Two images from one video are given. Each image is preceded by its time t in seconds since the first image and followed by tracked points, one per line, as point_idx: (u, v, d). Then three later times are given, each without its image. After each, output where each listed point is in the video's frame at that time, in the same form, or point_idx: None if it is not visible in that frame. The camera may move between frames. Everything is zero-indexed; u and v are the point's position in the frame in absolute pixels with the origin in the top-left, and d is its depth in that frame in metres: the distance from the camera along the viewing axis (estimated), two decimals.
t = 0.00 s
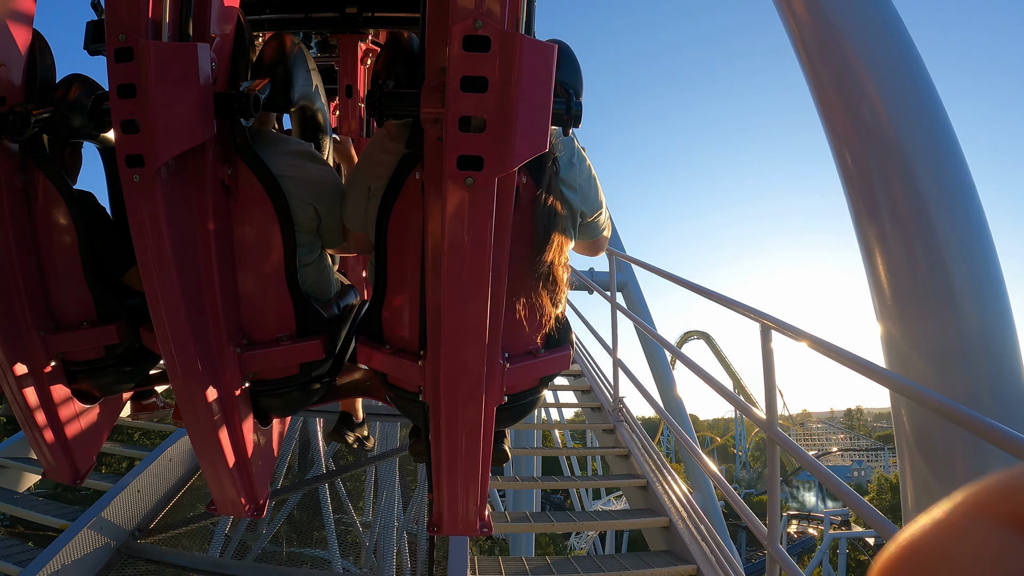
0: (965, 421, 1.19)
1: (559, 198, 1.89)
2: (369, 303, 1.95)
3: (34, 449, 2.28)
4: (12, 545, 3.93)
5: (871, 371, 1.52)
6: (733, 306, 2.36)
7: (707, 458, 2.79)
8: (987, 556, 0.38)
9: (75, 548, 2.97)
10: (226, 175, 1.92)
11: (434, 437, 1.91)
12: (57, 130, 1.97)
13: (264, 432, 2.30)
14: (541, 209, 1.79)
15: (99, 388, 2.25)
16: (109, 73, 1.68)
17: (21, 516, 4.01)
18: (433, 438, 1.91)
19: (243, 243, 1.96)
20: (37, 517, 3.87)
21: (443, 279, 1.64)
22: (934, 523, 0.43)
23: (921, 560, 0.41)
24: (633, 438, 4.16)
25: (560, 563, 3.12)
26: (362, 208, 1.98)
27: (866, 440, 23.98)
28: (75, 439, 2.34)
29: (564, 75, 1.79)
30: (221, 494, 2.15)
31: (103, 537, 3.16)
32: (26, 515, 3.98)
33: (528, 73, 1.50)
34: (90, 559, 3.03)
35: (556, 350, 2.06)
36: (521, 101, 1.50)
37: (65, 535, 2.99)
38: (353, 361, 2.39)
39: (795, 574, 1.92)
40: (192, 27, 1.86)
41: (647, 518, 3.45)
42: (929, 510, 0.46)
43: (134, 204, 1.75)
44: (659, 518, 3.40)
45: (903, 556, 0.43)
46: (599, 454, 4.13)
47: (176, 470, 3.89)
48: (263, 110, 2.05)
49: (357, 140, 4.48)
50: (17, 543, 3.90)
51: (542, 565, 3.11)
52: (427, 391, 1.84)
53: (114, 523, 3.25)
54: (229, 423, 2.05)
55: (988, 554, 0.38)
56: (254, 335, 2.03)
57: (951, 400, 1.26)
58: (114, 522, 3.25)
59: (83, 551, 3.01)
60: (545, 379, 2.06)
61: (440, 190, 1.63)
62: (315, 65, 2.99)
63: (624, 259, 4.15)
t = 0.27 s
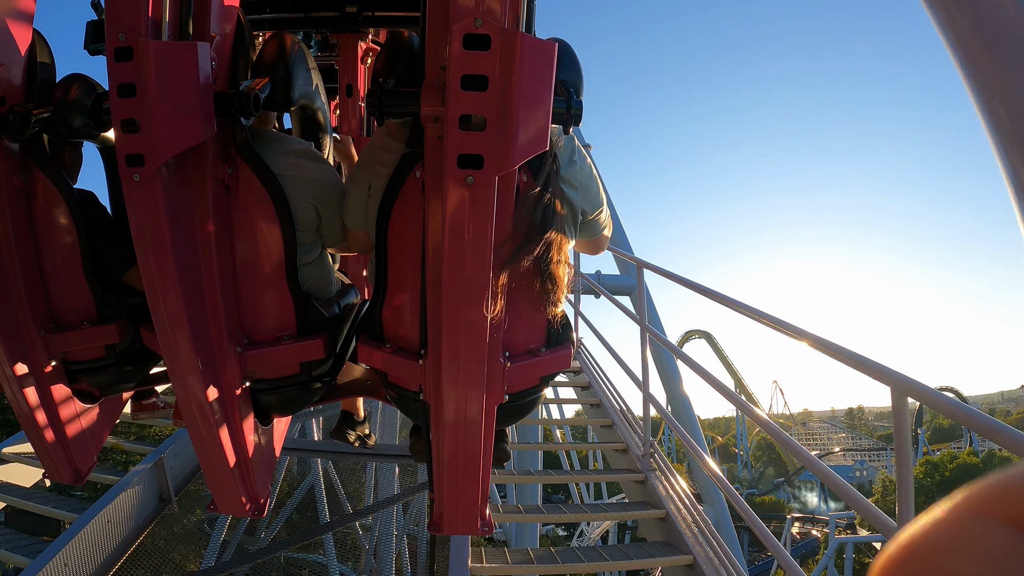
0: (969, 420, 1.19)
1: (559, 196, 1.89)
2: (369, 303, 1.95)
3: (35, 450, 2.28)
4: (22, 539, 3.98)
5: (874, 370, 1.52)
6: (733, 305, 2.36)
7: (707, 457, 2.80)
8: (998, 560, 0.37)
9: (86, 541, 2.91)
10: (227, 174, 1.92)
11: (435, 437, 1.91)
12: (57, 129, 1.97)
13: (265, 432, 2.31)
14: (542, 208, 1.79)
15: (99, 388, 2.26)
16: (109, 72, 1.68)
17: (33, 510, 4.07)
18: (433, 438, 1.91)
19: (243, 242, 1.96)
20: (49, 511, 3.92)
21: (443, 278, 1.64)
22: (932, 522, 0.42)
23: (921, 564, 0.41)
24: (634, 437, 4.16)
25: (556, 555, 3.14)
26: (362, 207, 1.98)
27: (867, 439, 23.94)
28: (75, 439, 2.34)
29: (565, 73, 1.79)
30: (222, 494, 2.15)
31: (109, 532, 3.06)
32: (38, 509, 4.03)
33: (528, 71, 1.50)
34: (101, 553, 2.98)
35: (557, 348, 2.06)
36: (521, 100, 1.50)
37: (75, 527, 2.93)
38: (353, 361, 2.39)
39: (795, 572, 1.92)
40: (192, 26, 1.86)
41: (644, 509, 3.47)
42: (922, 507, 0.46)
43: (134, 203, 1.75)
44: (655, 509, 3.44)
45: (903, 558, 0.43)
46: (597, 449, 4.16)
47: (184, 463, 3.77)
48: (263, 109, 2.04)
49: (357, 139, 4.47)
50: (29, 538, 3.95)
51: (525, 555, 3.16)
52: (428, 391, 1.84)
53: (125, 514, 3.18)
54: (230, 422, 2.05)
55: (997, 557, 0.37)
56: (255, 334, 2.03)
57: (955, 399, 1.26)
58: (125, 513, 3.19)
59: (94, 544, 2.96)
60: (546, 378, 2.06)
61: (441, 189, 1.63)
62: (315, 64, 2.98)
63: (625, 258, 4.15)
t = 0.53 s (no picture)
0: (973, 423, 1.17)
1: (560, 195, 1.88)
2: (370, 302, 1.94)
3: (35, 451, 2.28)
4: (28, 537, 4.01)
5: (876, 371, 1.51)
6: (733, 304, 2.35)
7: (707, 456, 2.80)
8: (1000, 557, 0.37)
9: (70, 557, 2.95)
10: (226, 173, 1.91)
11: (436, 436, 1.91)
12: (56, 129, 1.97)
13: (265, 432, 2.30)
14: (542, 207, 1.79)
15: (99, 388, 2.25)
16: (109, 72, 1.68)
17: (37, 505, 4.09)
18: (434, 438, 1.91)
19: (243, 242, 1.96)
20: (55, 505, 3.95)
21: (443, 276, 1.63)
22: (931, 526, 0.42)
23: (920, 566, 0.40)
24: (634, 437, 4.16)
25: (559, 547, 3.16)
26: (361, 206, 1.98)
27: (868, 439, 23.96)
28: (75, 440, 2.34)
29: (565, 71, 1.79)
30: (223, 495, 2.15)
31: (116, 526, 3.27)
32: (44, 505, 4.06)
33: (528, 69, 1.49)
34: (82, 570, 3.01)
35: (557, 348, 2.05)
36: (521, 99, 1.49)
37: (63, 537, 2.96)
38: (354, 360, 2.39)
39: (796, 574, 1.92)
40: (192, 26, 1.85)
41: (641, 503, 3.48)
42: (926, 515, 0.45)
43: (134, 203, 1.75)
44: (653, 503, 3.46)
45: (901, 560, 0.43)
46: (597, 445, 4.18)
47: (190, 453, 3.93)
48: (263, 109, 2.04)
49: (357, 139, 4.47)
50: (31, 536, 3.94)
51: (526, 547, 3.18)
52: (428, 390, 1.84)
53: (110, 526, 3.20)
54: (230, 422, 2.04)
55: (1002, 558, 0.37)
56: (255, 334, 2.02)
57: (959, 401, 1.24)
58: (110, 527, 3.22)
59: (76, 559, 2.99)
60: (547, 377, 2.06)
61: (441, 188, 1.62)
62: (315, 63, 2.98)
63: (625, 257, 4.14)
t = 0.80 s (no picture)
0: (976, 424, 1.17)
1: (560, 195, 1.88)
2: (370, 302, 1.94)
3: (36, 451, 2.28)
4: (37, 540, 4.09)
5: (878, 371, 1.51)
6: (734, 304, 2.35)
7: (707, 456, 2.81)
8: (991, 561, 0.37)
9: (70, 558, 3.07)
10: (226, 173, 1.91)
11: (437, 436, 1.90)
12: (56, 128, 1.97)
13: (265, 432, 2.30)
14: (542, 206, 1.79)
15: (99, 389, 2.25)
16: (108, 72, 1.68)
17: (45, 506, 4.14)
18: (435, 437, 1.91)
19: (242, 241, 1.95)
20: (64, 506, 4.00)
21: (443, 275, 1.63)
22: (929, 538, 0.42)
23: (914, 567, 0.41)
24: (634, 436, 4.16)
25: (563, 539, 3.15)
26: (361, 206, 1.98)
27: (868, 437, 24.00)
28: (77, 441, 2.34)
29: (565, 70, 1.79)
30: (224, 494, 2.15)
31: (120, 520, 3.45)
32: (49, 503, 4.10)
33: (528, 68, 1.49)
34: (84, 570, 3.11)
35: (558, 348, 2.05)
36: (521, 98, 1.49)
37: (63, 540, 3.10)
38: (354, 360, 2.39)
39: None
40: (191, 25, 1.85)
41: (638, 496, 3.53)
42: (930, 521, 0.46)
43: (134, 203, 1.75)
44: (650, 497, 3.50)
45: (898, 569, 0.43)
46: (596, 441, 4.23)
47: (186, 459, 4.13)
48: (262, 108, 2.04)
49: (358, 138, 4.47)
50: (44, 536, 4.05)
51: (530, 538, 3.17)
52: (429, 390, 1.84)
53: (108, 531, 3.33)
54: (230, 422, 2.04)
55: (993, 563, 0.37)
56: (255, 334, 2.02)
57: (961, 402, 1.24)
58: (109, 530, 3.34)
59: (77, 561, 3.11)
60: (547, 377, 2.06)
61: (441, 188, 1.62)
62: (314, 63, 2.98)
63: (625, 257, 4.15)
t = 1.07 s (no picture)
0: (977, 424, 1.17)
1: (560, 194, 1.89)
2: (371, 302, 1.95)
3: (38, 451, 2.28)
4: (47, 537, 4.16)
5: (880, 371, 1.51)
6: (736, 303, 2.36)
7: (708, 455, 2.82)
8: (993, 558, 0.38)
9: (72, 557, 3.12)
10: (227, 174, 1.92)
11: (438, 435, 1.91)
12: (57, 130, 1.97)
13: (267, 432, 2.31)
14: (543, 205, 1.79)
15: (100, 389, 2.25)
16: (109, 74, 1.68)
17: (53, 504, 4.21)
18: (436, 437, 1.92)
19: (243, 242, 1.96)
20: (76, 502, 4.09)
21: (444, 274, 1.63)
22: (934, 534, 0.42)
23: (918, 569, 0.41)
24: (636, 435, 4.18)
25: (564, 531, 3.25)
26: (362, 206, 1.98)
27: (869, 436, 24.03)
28: (79, 441, 2.34)
29: (564, 70, 1.79)
30: (226, 495, 2.15)
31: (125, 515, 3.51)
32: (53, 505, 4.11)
33: (528, 67, 1.50)
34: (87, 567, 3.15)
35: (559, 347, 2.06)
36: (521, 97, 1.50)
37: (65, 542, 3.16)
38: (355, 360, 2.40)
39: None
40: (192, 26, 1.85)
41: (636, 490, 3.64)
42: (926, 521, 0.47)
43: (135, 204, 1.75)
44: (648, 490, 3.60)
45: (903, 565, 0.43)
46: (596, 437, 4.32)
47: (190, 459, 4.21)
48: (263, 109, 2.05)
49: (358, 138, 4.48)
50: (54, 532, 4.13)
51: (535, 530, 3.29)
52: (430, 390, 1.85)
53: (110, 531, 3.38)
54: (232, 421, 2.05)
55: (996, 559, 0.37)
56: (256, 334, 2.03)
57: (962, 401, 1.24)
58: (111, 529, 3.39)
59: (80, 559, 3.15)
60: (548, 376, 2.06)
61: (441, 187, 1.63)
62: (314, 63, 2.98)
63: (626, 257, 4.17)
